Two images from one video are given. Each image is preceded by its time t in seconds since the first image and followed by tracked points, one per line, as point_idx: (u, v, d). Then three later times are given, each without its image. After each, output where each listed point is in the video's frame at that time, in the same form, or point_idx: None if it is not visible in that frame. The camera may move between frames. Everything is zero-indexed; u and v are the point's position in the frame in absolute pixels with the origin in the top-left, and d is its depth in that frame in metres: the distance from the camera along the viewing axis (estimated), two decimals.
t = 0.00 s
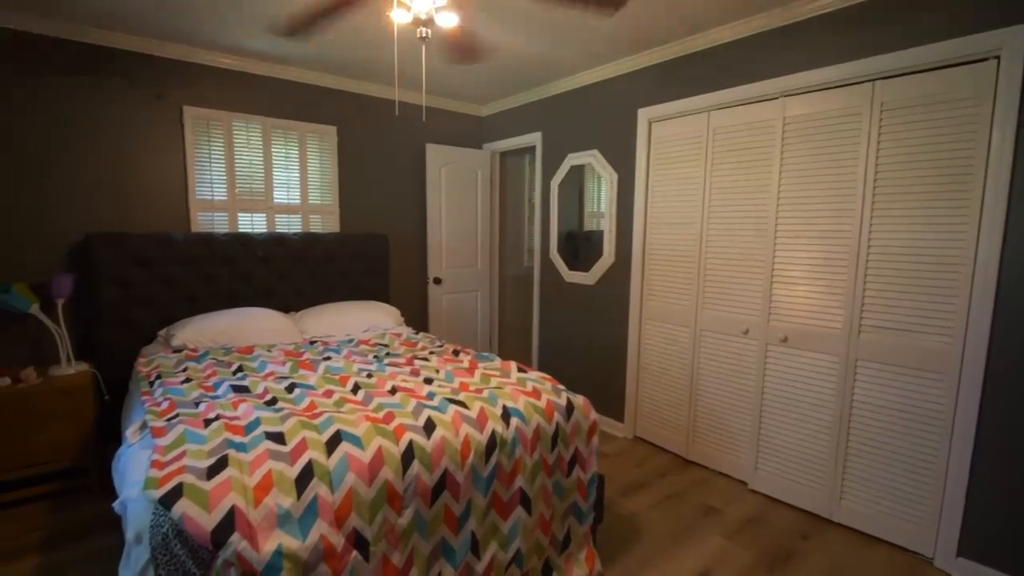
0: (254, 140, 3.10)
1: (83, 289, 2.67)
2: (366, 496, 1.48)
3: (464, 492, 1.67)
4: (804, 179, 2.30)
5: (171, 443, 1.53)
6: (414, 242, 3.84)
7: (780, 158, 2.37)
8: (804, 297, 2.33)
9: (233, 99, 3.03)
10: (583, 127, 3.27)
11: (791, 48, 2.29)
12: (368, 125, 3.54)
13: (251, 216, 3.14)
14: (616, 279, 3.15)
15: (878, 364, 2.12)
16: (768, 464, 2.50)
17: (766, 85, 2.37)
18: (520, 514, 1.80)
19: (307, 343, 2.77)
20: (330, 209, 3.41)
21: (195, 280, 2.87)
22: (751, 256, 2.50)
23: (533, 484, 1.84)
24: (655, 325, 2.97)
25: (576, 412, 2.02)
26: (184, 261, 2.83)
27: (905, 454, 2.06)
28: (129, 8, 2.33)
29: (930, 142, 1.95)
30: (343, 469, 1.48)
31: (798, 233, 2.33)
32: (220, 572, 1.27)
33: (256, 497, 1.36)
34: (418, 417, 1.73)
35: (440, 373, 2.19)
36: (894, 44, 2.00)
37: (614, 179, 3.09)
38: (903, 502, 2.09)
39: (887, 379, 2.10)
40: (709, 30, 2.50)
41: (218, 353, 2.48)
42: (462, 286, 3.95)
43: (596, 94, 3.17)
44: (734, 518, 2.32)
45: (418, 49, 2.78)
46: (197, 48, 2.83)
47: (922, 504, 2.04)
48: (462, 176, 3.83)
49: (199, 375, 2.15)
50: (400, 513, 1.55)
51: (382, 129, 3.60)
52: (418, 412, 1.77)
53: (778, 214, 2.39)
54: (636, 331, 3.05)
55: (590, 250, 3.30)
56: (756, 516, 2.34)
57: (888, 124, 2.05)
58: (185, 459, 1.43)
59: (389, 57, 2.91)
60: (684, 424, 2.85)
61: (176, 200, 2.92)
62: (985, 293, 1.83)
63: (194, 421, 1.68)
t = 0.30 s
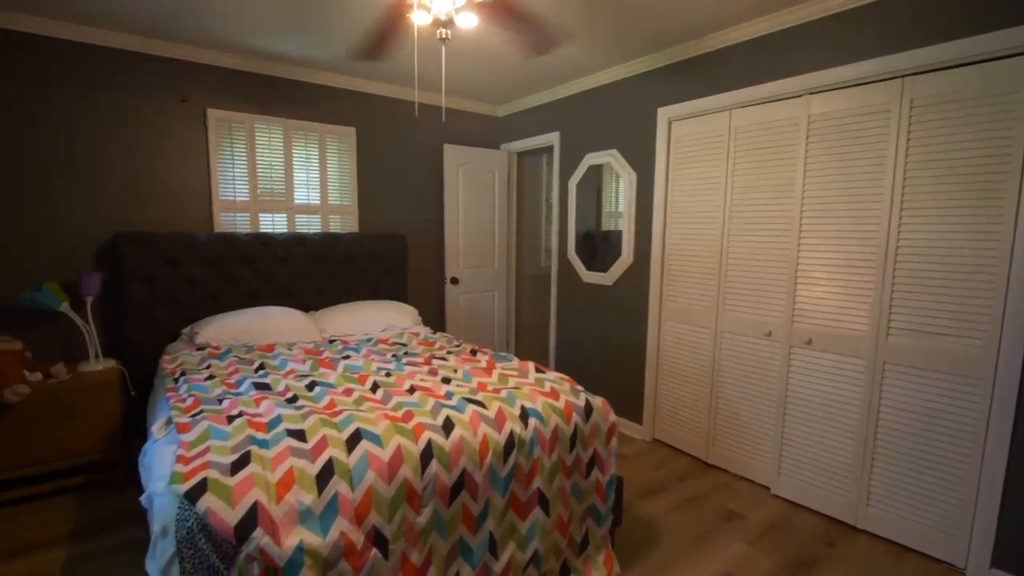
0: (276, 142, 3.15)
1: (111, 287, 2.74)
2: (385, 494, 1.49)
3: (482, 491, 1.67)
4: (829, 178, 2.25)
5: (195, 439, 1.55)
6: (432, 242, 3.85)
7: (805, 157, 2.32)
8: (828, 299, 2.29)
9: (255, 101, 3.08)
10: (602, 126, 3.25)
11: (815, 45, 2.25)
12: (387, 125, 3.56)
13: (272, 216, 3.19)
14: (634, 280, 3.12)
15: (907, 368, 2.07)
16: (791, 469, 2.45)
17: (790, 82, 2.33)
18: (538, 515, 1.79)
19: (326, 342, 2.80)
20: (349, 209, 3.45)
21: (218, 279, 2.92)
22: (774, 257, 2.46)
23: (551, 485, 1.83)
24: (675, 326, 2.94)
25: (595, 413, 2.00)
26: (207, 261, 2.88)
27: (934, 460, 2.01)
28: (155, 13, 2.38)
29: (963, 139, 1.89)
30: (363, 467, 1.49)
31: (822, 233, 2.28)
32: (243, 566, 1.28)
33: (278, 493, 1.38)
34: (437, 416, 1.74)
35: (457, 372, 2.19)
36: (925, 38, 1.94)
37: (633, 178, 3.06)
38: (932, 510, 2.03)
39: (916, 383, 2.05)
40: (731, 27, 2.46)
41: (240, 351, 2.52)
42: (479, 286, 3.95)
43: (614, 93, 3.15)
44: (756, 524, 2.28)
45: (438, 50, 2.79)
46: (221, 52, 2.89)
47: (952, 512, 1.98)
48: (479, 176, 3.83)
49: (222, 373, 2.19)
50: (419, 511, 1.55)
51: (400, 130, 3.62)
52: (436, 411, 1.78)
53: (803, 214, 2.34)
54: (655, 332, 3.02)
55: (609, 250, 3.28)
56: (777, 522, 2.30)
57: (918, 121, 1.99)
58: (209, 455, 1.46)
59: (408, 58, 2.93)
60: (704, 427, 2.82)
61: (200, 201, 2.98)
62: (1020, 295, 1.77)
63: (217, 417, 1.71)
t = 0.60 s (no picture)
0: (301, 145, 3.20)
1: (143, 286, 2.83)
2: (408, 493, 1.50)
3: (504, 493, 1.67)
4: (862, 178, 2.19)
5: (223, 435, 1.59)
6: (453, 243, 3.87)
7: (836, 156, 2.26)
8: (860, 302, 2.22)
9: (282, 105, 3.14)
10: (624, 126, 3.22)
11: (847, 41, 2.19)
12: (409, 127, 3.59)
13: (297, 218, 3.24)
14: (657, 281, 3.09)
15: (943, 374, 2.00)
16: (820, 476, 2.39)
17: (820, 80, 2.27)
18: (559, 518, 1.78)
19: (349, 341, 2.84)
20: (372, 210, 3.49)
21: (245, 279, 2.99)
22: (803, 258, 2.40)
23: (573, 488, 1.81)
24: (699, 329, 2.89)
25: (617, 416, 1.98)
26: (235, 261, 2.95)
27: (973, 470, 1.94)
28: (188, 21, 2.45)
29: (1007, 136, 1.82)
30: (386, 466, 1.50)
31: (854, 234, 2.22)
32: (269, 561, 1.30)
33: (303, 490, 1.40)
34: (459, 417, 1.74)
35: (479, 373, 2.19)
36: (964, 33, 1.87)
37: (657, 179, 3.03)
38: (969, 522, 1.96)
39: (954, 390, 1.97)
40: (758, 24, 2.42)
41: (266, 349, 2.57)
42: (500, 287, 3.95)
43: (637, 92, 3.13)
44: (783, 532, 2.23)
45: (461, 53, 2.80)
46: (250, 57, 2.96)
47: (993, 525, 1.90)
48: (501, 177, 3.84)
49: (249, 371, 2.24)
50: (441, 512, 1.56)
51: (423, 132, 3.65)
52: (458, 412, 1.78)
53: (833, 215, 2.28)
54: (678, 334, 2.98)
55: (631, 251, 3.24)
56: (805, 531, 2.24)
57: (957, 119, 1.92)
58: (236, 451, 1.49)
59: (432, 61, 2.95)
60: (728, 432, 2.76)
61: (228, 202, 3.05)
62: None
63: (245, 414, 1.75)
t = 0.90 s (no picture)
0: (324, 147, 3.25)
1: (171, 285, 2.90)
2: (428, 493, 1.50)
3: (524, 494, 1.67)
4: (895, 177, 2.13)
5: (249, 432, 1.62)
6: (473, 244, 3.88)
7: (867, 155, 2.21)
8: (892, 306, 2.16)
9: (306, 108, 3.19)
10: (646, 127, 3.20)
11: (878, 37, 2.13)
12: (430, 129, 3.62)
13: (320, 219, 3.29)
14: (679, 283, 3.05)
15: (979, 381, 1.93)
16: (848, 484, 2.33)
17: (851, 77, 2.22)
18: (579, 521, 1.76)
19: (370, 341, 2.87)
20: (393, 212, 3.52)
21: (269, 279, 3.05)
22: (831, 261, 2.34)
23: (593, 491, 1.80)
24: (722, 331, 2.85)
25: (638, 419, 1.96)
26: (260, 262, 3.01)
27: (1010, 481, 1.87)
28: (218, 27, 2.51)
29: None
30: (406, 465, 1.51)
31: (886, 236, 2.15)
32: (292, 558, 1.31)
33: (326, 487, 1.41)
34: (479, 418, 1.75)
35: (499, 374, 2.19)
36: (1003, 27, 1.81)
37: (680, 179, 2.99)
38: (1003, 535, 1.89)
39: (992, 397, 1.90)
40: (784, 22, 2.38)
41: (290, 348, 2.62)
42: (519, 288, 3.94)
43: (659, 92, 3.10)
44: (808, 541, 2.18)
45: (482, 55, 2.81)
46: (276, 61, 3.02)
47: None
48: (521, 178, 3.83)
49: (273, 369, 2.28)
50: (461, 512, 1.56)
51: (443, 133, 3.67)
52: (478, 412, 1.78)
53: (864, 216, 2.22)
54: (700, 337, 2.93)
55: (652, 252, 3.21)
56: (832, 541, 2.18)
57: (998, 115, 1.85)
58: (261, 448, 1.52)
59: (453, 63, 2.97)
60: (752, 437, 2.71)
61: (254, 204, 3.11)
62: None
63: (269, 412, 1.78)
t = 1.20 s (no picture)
0: (345, 148, 3.29)
1: (197, 284, 2.97)
2: (448, 493, 1.51)
3: (543, 495, 1.66)
4: (927, 176, 2.06)
5: (272, 428, 1.65)
6: (491, 244, 3.89)
7: (898, 153, 2.15)
8: (922, 309, 2.10)
9: (328, 109, 3.24)
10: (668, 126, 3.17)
11: (909, 32, 2.08)
12: (450, 129, 3.64)
13: (341, 219, 3.33)
14: (700, 283, 3.01)
15: (1015, 388, 1.86)
16: (876, 491, 2.27)
17: (880, 74, 2.16)
18: (598, 523, 1.75)
19: (389, 340, 2.89)
20: (412, 212, 3.55)
21: (291, 278, 3.10)
22: (859, 262, 2.29)
23: (612, 494, 1.79)
24: (745, 333, 2.80)
25: (659, 422, 1.94)
26: (283, 261, 3.06)
27: None
28: (244, 30, 2.57)
29: None
30: (426, 464, 1.52)
31: (917, 237, 2.10)
32: (314, 553, 1.33)
33: (347, 484, 1.43)
34: (498, 418, 1.75)
35: (517, 375, 2.19)
36: None
37: (702, 179, 2.95)
38: None
39: None
40: (811, 18, 2.33)
41: (311, 346, 2.66)
42: (538, 289, 3.93)
43: (681, 91, 3.06)
44: (834, 549, 2.13)
45: (502, 55, 2.81)
46: (299, 64, 3.07)
47: None
48: (540, 178, 3.82)
49: (295, 367, 2.31)
50: (480, 511, 1.56)
51: (463, 134, 3.69)
52: (498, 412, 1.78)
53: (894, 215, 2.16)
54: (722, 339, 2.89)
55: (673, 252, 3.18)
56: (858, 549, 2.13)
57: None
58: (284, 445, 1.54)
59: (472, 64, 2.98)
60: (776, 441, 2.66)
61: (278, 204, 3.17)
62: None
63: (292, 409, 1.80)
